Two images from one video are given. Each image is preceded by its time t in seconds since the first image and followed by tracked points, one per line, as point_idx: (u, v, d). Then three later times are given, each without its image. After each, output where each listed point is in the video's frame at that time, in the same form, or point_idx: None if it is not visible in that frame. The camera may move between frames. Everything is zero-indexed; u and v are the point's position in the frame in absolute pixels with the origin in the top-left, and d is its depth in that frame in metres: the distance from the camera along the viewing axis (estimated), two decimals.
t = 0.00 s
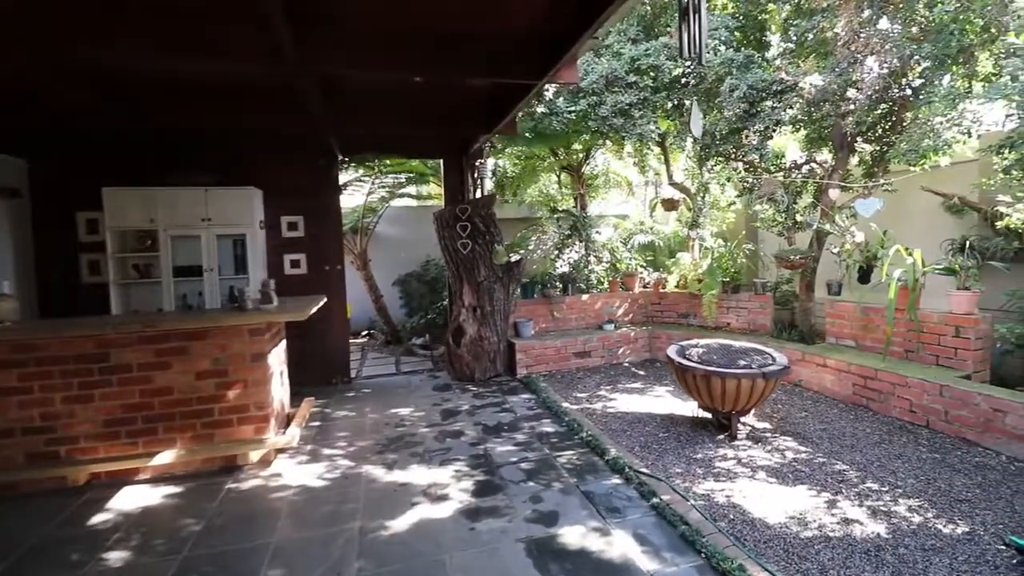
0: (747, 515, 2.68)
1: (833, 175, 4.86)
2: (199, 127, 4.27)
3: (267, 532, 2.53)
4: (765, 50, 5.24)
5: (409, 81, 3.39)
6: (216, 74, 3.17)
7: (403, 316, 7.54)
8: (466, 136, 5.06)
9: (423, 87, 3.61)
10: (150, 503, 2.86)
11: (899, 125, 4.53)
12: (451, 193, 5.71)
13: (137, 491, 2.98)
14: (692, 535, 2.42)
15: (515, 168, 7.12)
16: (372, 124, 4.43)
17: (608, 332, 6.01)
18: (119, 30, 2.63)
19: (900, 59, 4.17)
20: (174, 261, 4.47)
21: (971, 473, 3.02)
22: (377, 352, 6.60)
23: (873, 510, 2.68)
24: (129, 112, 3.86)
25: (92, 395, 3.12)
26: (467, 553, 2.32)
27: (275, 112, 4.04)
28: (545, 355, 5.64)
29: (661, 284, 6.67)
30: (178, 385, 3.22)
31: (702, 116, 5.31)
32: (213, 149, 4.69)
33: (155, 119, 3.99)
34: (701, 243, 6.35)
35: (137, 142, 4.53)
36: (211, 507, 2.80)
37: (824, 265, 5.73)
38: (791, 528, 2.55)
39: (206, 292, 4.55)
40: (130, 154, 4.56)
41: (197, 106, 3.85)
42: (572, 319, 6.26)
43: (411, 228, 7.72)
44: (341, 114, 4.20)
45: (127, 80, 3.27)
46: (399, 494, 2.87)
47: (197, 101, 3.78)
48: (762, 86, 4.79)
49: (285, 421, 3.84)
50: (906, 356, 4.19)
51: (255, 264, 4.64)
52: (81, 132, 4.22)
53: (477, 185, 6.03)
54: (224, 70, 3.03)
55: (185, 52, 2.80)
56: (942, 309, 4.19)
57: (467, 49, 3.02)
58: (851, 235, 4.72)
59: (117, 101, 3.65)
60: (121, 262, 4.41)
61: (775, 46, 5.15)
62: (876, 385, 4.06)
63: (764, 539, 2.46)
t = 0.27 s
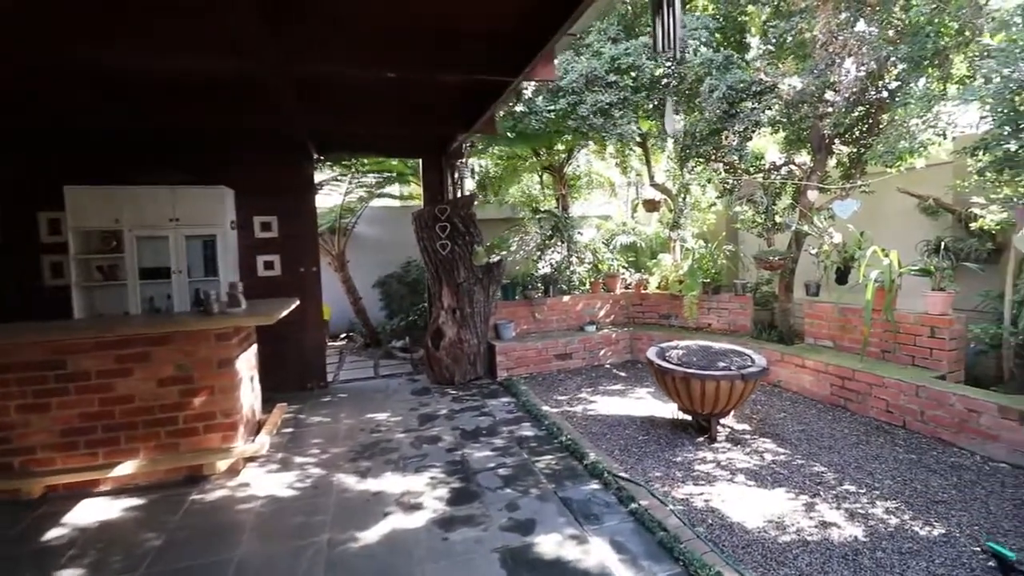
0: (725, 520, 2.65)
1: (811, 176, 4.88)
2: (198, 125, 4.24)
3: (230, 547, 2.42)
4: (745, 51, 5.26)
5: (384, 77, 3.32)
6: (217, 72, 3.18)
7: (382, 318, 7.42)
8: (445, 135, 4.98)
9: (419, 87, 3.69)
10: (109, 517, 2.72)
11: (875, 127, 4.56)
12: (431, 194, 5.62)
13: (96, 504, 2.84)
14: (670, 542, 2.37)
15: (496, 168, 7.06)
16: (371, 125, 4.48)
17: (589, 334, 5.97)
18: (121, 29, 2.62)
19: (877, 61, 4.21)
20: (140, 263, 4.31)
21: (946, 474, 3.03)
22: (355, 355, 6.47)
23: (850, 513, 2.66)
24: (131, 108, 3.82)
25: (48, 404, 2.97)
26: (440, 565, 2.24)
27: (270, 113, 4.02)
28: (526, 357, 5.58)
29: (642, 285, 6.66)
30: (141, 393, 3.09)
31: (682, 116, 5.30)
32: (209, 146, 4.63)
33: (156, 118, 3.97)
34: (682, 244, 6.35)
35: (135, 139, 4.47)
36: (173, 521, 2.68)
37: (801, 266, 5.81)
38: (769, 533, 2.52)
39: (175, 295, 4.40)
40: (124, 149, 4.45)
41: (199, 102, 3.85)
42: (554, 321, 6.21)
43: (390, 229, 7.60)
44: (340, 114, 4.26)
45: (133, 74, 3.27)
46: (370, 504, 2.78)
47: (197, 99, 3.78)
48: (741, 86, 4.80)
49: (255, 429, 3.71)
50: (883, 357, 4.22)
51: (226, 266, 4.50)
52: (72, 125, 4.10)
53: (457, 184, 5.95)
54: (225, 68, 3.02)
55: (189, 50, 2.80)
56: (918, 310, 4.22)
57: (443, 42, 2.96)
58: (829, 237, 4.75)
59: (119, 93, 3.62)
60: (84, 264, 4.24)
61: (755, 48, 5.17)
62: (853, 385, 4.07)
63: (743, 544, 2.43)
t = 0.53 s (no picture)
0: (706, 523, 2.62)
1: (792, 176, 4.89)
2: (196, 124, 4.18)
3: (197, 559, 2.32)
4: (727, 52, 5.26)
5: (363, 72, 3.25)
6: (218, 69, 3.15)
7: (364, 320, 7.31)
8: (426, 133, 4.91)
9: (419, 84, 3.65)
10: (71, 528, 2.60)
11: (855, 128, 4.58)
12: (412, 193, 5.53)
13: (57, 515, 2.71)
14: (651, 546, 2.33)
15: (480, 167, 6.99)
16: (372, 124, 4.45)
17: (573, 334, 5.94)
18: (120, 30, 2.59)
19: (857, 61, 4.25)
20: (109, 263, 4.16)
21: (926, 473, 3.03)
22: (336, 358, 6.36)
23: (831, 514, 2.65)
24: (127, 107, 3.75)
25: (6, 411, 2.83)
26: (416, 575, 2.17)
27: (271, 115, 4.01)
28: (509, 358, 5.52)
29: (626, 285, 6.64)
30: (106, 399, 2.97)
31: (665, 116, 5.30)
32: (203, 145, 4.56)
33: (158, 118, 3.94)
34: (666, 244, 6.35)
35: (138, 141, 4.44)
36: (138, 532, 2.57)
37: (783, 267, 5.85)
38: (751, 536, 2.49)
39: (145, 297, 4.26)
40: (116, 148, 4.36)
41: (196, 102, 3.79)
42: (537, 321, 6.16)
43: (372, 228, 7.49)
44: (341, 114, 4.23)
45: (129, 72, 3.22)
46: (345, 512, 2.70)
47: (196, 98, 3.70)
48: (723, 86, 4.80)
49: (227, 434, 3.60)
50: (863, 356, 4.24)
51: (198, 266, 4.37)
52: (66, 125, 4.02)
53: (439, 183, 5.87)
54: (211, 64, 2.96)
55: (185, 49, 2.75)
56: (897, 309, 4.25)
57: (423, 35, 2.90)
58: (810, 237, 4.77)
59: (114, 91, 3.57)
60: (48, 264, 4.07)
61: (737, 48, 5.18)
62: (834, 385, 4.08)
63: (725, 548, 2.40)
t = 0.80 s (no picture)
0: (686, 527, 2.58)
1: (771, 177, 4.90)
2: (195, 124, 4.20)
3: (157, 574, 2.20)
4: (706, 53, 5.27)
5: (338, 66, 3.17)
6: (222, 66, 3.19)
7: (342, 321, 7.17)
8: (405, 131, 4.82)
9: (420, 84, 3.76)
10: (22, 544, 2.45)
11: (833, 129, 4.60)
12: (390, 193, 5.43)
13: (7, 531, 2.56)
14: (629, 552, 2.29)
15: (460, 167, 6.90)
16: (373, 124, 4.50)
17: (554, 335, 5.89)
18: (122, 30, 2.64)
19: (834, 62, 4.28)
20: (70, 264, 3.98)
21: (902, 472, 3.04)
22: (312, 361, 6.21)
23: (810, 515, 2.63)
24: (124, 104, 3.80)
25: None
26: None
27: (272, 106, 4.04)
28: (489, 360, 5.45)
29: (607, 286, 6.62)
30: (64, 406, 2.83)
31: (645, 115, 5.29)
32: (194, 144, 4.50)
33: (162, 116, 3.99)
34: (646, 244, 6.34)
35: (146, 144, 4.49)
36: (95, 546, 2.43)
37: (761, 267, 5.88)
38: (730, 539, 2.46)
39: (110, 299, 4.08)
40: (102, 147, 4.28)
41: (197, 100, 3.85)
42: (518, 323, 6.10)
43: (350, 229, 7.35)
44: (339, 112, 4.31)
45: (135, 69, 3.27)
46: (316, 522, 2.60)
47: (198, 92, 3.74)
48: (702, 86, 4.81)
49: (194, 442, 3.46)
50: (840, 356, 4.26)
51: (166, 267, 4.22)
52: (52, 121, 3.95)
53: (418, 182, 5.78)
54: (176, 55, 2.85)
55: (187, 47, 2.79)
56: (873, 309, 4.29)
57: (402, 29, 2.84)
58: (788, 237, 4.80)
59: (114, 86, 3.60)
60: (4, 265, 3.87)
61: (716, 50, 5.19)
62: (812, 384, 4.10)
63: (704, 552, 2.37)
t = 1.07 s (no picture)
0: (668, 531, 2.54)
1: (752, 177, 4.91)
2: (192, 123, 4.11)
3: None
4: (689, 53, 5.27)
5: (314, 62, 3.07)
6: (217, 62, 3.11)
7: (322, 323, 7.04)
8: (384, 130, 4.73)
9: (408, 83, 3.70)
10: None
11: (813, 129, 4.62)
12: (370, 192, 5.33)
13: None
14: (611, 559, 2.25)
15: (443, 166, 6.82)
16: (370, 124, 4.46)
17: (537, 337, 5.85)
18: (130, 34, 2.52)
19: (815, 62, 4.25)
20: (34, 266, 3.79)
21: (883, 472, 3.05)
22: (291, 364, 6.08)
23: (792, 518, 2.62)
24: (126, 105, 3.69)
25: None
26: None
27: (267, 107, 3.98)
28: (472, 362, 5.39)
29: (590, 286, 6.60)
30: (23, 415, 2.70)
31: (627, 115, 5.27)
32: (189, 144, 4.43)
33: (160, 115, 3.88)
34: (630, 244, 6.33)
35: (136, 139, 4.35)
36: (54, 562, 2.31)
37: (743, 268, 5.90)
38: (712, 544, 2.43)
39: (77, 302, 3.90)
40: (97, 146, 4.18)
41: (197, 100, 3.76)
42: (501, 324, 6.04)
43: (330, 229, 7.22)
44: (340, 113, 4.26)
45: (134, 70, 3.19)
46: (289, 533, 2.51)
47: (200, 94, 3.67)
48: (684, 87, 4.80)
49: (163, 450, 3.34)
50: (821, 356, 4.28)
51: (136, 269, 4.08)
52: (47, 120, 3.86)
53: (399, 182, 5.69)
54: (144, 47, 2.74)
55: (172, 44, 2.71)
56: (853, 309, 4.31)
57: (381, 22, 2.77)
58: (770, 237, 4.82)
59: (116, 88, 3.50)
60: None
61: (698, 50, 5.19)
62: (794, 385, 4.10)
63: (687, 557, 2.33)
